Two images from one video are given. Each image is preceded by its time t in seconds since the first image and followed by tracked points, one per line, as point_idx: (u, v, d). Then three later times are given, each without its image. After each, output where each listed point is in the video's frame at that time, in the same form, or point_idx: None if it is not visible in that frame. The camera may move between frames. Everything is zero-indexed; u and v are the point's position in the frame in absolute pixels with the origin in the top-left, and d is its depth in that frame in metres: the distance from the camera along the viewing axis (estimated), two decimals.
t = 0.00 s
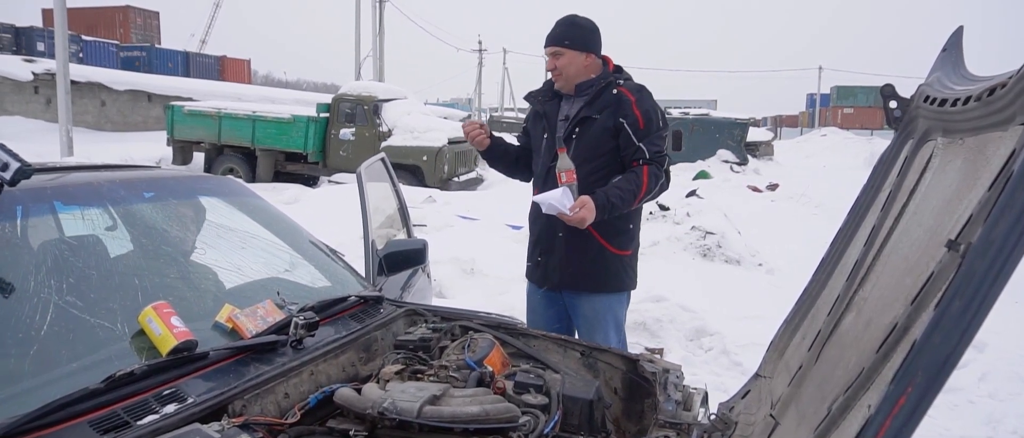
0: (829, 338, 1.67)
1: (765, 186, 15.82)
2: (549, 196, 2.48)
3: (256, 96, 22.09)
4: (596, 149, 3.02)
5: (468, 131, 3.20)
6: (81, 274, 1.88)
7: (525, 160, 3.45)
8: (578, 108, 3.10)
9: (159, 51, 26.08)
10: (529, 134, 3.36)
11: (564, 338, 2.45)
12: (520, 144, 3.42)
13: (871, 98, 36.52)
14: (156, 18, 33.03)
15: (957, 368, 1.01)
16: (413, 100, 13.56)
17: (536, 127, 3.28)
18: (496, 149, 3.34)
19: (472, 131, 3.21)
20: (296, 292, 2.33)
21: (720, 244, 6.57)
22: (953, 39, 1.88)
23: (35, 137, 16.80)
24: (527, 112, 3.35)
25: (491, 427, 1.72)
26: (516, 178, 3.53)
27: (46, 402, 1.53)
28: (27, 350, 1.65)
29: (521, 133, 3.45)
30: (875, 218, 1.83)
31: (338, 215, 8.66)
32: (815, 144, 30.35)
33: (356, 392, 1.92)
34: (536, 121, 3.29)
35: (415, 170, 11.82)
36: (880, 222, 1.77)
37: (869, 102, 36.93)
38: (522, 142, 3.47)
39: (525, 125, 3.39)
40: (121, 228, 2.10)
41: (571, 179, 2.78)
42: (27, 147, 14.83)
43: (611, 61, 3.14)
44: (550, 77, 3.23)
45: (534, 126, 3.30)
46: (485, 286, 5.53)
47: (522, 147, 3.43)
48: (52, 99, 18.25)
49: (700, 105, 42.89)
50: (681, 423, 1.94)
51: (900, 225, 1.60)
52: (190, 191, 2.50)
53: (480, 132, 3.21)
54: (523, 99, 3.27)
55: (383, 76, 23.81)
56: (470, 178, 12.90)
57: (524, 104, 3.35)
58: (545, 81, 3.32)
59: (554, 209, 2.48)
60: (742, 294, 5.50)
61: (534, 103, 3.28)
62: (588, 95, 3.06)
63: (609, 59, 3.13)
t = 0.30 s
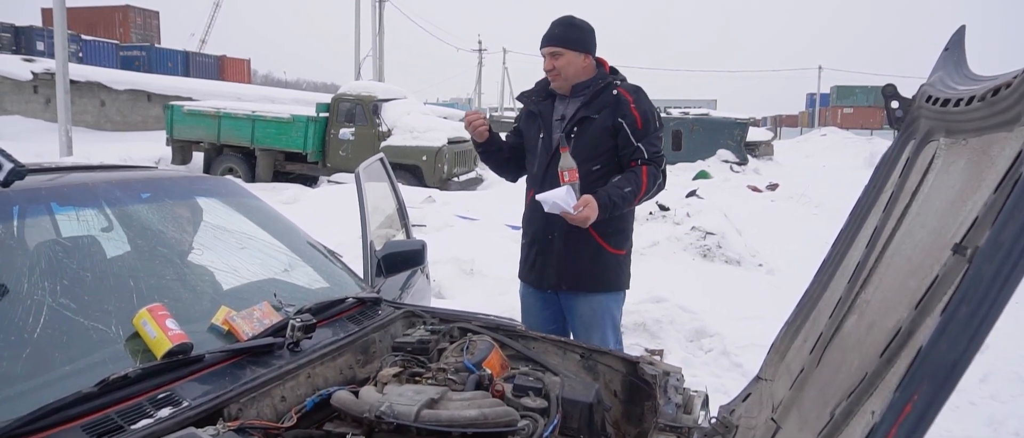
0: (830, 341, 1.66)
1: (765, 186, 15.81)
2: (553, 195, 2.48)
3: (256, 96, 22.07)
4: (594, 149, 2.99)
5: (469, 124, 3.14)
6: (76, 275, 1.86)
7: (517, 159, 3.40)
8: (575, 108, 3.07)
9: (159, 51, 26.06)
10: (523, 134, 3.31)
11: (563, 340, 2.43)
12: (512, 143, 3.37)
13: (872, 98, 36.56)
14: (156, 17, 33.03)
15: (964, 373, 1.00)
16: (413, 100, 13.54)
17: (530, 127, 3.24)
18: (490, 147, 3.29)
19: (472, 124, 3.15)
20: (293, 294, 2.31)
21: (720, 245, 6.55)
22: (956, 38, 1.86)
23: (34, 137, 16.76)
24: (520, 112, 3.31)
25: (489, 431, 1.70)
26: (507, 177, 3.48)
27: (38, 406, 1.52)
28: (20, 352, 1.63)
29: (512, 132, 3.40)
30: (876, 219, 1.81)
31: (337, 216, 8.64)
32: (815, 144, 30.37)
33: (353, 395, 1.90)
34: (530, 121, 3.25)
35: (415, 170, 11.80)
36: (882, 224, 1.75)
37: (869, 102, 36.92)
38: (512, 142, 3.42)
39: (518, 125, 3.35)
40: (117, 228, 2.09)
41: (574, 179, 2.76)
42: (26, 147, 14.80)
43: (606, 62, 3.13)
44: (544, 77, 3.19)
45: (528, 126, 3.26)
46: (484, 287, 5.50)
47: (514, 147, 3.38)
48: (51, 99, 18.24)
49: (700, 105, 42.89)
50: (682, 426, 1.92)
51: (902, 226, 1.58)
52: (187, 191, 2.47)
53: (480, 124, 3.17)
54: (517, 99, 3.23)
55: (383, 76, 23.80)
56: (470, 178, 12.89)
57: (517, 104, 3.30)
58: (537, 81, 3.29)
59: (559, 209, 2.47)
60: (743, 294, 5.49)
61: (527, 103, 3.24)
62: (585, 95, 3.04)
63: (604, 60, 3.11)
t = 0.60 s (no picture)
0: (843, 351, 1.61)
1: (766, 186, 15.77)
2: (563, 197, 2.42)
3: (256, 95, 22.03)
4: (595, 150, 2.92)
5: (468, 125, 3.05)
6: (65, 282, 1.81)
7: (511, 161, 3.31)
8: (573, 109, 3.01)
9: (159, 50, 26.02)
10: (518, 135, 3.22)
11: (566, 347, 2.38)
12: (506, 145, 3.27)
13: (872, 98, 36.55)
14: (157, 17, 32.99)
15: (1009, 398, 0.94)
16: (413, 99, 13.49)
17: (526, 129, 3.15)
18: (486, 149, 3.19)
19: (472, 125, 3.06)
20: (290, 299, 2.25)
21: (723, 246, 6.49)
22: (970, 38, 1.81)
23: (33, 137, 16.69)
24: (514, 113, 3.22)
25: None
26: (500, 179, 3.38)
27: (24, 418, 1.46)
28: (5, 361, 1.58)
29: (506, 134, 3.30)
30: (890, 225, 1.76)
31: (337, 216, 8.58)
32: (815, 145, 30.35)
33: (351, 404, 1.85)
34: (526, 123, 3.16)
35: (415, 170, 11.74)
36: (896, 230, 1.70)
37: (870, 102, 36.86)
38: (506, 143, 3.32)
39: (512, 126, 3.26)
40: (109, 233, 2.04)
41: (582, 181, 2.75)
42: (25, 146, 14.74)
43: (603, 63, 3.08)
44: (540, 78, 3.12)
45: (523, 128, 3.16)
46: (485, 289, 5.43)
47: (507, 149, 3.29)
48: (50, 99, 18.19)
49: (700, 105, 42.87)
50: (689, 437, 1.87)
51: (919, 233, 1.53)
52: (181, 194, 2.42)
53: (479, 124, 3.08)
54: (512, 100, 3.14)
55: (383, 76, 23.76)
56: (470, 178, 12.84)
57: (511, 105, 3.21)
58: (532, 82, 3.21)
59: (569, 212, 2.41)
60: (746, 297, 5.43)
61: (522, 104, 3.15)
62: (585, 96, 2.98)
63: (600, 61, 3.06)
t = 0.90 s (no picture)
0: (870, 369, 1.48)
1: (770, 186, 15.67)
2: (570, 204, 2.33)
3: (257, 95, 21.94)
4: (599, 153, 2.82)
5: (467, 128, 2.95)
6: (45, 295, 1.70)
7: (509, 164, 3.19)
8: (576, 110, 2.91)
9: (159, 50, 25.95)
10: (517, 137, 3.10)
11: (572, 359, 2.30)
12: (505, 147, 3.15)
13: (875, 98, 36.43)
14: (157, 17, 32.92)
15: None
16: (414, 99, 13.38)
17: (526, 130, 3.04)
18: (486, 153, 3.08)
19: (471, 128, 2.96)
20: (284, 310, 2.15)
21: (729, 248, 6.39)
22: (998, 39, 1.67)
23: (32, 136, 16.61)
24: (513, 114, 3.10)
25: None
26: (497, 183, 3.25)
27: None
28: None
29: (503, 136, 3.19)
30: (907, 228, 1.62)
31: (337, 217, 8.49)
32: (818, 144, 30.24)
33: (347, 421, 1.75)
34: (525, 124, 3.05)
35: (417, 170, 11.65)
36: (924, 246, 1.53)
37: (873, 102, 36.70)
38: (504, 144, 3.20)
39: (511, 126, 3.14)
40: (95, 242, 1.94)
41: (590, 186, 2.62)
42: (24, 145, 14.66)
43: (604, 62, 2.99)
44: (540, 78, 3.01)
45: (523, 131, 3.05)
46: (488, 293, 5.33)
47: (506, 151, 3.17)
48: (50, 98, 18.12)
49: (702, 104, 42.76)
50: None
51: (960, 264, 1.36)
52: (171, 199, 2.31)
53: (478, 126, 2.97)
54: (511, 101, 3.02)
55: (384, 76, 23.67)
56: (472, 178, 12.74)
57: (508, 107, 3.10)
58: (531, 83, 3.10)
59: (577, 219, 2.33)
60: (753, 301, 5.33)
61: (521, 105, 3.04)
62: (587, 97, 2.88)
63: (602, 61, 2.97)
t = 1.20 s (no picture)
0: (917, 395, 1.26)
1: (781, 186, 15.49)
2: (585, 208, 2.22)
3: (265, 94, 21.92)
4: (613, 155, 2.68)
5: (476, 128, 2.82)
6: (32, 308, 1.59)
7: (518, 166, 3.05)
8: (588, 110, 2.77)
9: (168, 48, 25.97)
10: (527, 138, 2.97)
11: (589, 372, 2.18)
12: (513, 149, 3.01)
13: (887, 96, 36.11)
14: (166, 15, 32.96)
15: None
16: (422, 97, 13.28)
17: (536, 131, 2.90)
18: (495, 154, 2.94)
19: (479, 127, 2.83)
20: (285, 320, 2.04)
21: (744, 251, 6.25)
22: None
23: (42, 135, 16.61)
24: (523, 114, 2.97)
25: None
26: (505, 185, 3.11)
27: None
28: None
29: (512, 136, 3.04)
30: (935, 229, 1.31)
31: (345, 218, 8.39)
32: (828, 144, 30.00)
33: None
34: (535, 124, 2.91)
35: (425, 169, 11.55)
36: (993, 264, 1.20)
37: (884, 100, 36.39)
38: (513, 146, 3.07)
39: (520, 127, 3.01)
40: (89, 250, 1.84)
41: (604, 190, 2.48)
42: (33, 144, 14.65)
43: (617, 60, 2.85)
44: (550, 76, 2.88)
45: (532, 131, 2.91)
46: (498, 297, 5.21)
47: (515, 153, 3.03)
48: (60, 97, 18.14)
49: (712, 103, 42.50)
50: None
51: None
52: (170, 204, 2.21)
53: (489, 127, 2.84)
54: (519, 100, 2.89)
55: (392, 74, 23.60)
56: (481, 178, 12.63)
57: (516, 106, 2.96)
58: (540, 81, 2.96)
59: (591, 224, 2.21)
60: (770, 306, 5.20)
61: (530, 105, 2.90)
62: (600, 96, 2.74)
63: (616, 59, 2.83)
